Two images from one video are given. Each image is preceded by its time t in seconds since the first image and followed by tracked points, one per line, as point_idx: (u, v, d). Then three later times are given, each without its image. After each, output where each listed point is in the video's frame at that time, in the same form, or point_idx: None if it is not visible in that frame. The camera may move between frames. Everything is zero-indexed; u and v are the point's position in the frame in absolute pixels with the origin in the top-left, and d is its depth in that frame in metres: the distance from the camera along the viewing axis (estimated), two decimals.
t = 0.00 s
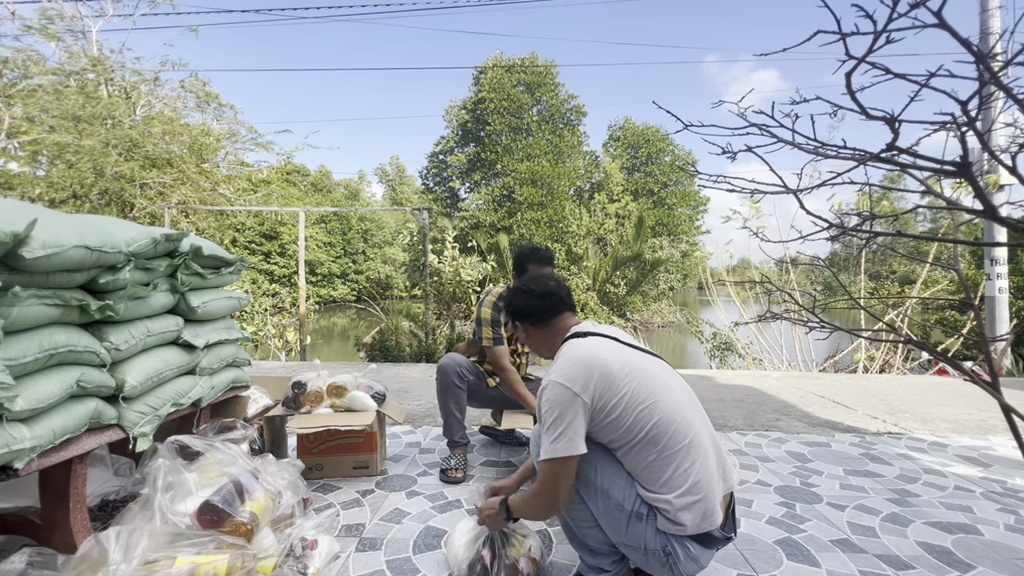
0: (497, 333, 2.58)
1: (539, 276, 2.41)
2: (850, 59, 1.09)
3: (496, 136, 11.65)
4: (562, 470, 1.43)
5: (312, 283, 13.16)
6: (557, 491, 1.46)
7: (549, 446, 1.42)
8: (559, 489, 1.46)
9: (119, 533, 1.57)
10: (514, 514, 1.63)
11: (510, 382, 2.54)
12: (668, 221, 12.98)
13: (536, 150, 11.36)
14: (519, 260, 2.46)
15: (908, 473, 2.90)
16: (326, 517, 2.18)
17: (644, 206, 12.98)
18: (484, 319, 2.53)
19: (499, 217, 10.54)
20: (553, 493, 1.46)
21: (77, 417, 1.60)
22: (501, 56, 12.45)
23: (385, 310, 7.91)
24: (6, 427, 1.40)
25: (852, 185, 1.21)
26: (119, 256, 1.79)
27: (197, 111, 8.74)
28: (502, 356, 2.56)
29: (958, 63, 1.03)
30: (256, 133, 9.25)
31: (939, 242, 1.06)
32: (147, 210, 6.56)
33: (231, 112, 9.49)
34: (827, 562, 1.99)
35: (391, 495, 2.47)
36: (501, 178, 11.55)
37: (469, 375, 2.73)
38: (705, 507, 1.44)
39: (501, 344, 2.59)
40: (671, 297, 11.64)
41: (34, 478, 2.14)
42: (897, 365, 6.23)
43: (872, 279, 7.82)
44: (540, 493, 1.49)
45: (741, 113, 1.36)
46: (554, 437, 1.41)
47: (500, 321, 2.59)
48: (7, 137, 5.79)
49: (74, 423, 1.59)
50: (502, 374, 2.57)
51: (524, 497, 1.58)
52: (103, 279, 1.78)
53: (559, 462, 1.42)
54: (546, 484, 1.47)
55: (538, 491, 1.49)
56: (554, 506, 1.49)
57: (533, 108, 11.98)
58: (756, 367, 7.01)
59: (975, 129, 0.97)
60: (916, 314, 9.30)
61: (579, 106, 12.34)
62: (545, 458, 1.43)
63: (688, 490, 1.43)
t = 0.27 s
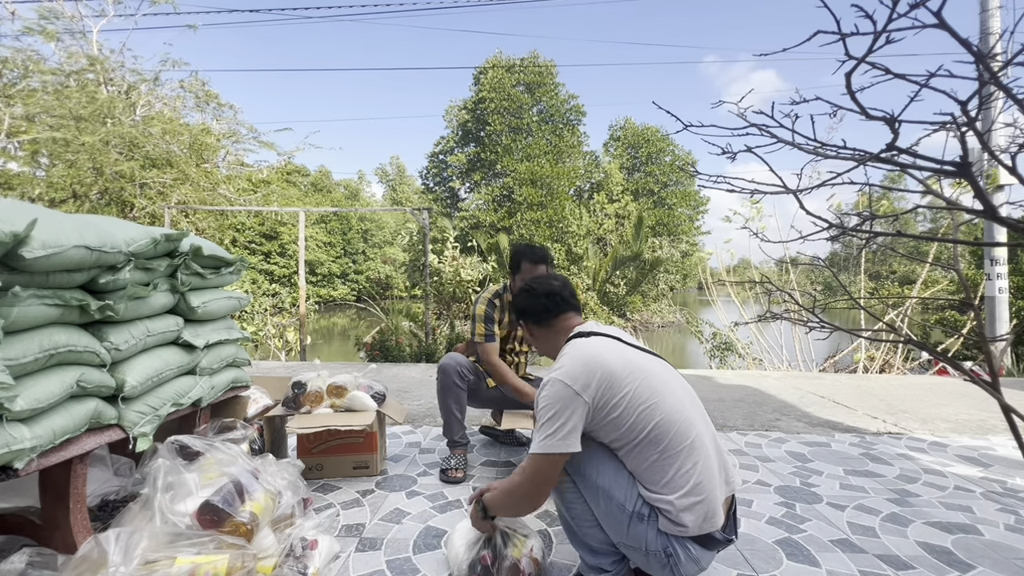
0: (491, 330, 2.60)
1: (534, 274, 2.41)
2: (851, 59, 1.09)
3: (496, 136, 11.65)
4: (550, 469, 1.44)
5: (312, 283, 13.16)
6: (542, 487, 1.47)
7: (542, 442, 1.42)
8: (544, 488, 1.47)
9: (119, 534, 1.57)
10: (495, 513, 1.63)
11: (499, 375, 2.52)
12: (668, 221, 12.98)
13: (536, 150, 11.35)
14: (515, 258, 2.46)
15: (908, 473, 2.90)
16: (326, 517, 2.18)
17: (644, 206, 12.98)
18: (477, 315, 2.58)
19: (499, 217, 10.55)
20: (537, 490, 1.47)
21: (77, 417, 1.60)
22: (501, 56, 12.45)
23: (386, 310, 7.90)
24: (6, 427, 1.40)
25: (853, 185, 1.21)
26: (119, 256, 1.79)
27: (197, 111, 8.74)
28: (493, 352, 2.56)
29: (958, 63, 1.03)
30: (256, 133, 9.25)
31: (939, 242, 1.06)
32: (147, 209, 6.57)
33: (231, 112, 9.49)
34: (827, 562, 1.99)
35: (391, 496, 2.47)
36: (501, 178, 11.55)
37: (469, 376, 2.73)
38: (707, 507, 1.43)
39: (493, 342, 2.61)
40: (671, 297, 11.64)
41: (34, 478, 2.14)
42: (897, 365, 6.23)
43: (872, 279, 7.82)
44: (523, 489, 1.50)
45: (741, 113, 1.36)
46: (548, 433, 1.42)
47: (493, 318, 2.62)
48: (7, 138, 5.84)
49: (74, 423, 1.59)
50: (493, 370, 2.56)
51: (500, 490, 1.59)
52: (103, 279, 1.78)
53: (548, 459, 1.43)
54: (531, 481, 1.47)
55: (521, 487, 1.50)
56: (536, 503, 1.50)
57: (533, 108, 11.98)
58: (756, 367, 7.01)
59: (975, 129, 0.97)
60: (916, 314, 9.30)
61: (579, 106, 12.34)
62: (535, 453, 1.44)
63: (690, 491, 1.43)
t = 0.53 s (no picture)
0: (482, 321, 2.69)
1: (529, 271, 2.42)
2: (851, 59, 1.09)
3: (496, 136, 11.65)
4: (554, 467, 1.44)
5: (312, 282, 13.15)
6: (550, 487, 1.46)
7: (546, 442, 1.43)
8: (551, 488, 1.46)
9: (119, 534, 1.57)
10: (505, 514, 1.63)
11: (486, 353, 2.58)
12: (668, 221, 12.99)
13: (536, 150, 11.34)
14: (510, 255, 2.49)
15: (908, 473, 2.90)
16: (326, 517, 2.18)
17: (644, 206, 12.98)
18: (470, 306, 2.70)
19: (499, 218, 10.54)
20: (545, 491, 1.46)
21: (77, 417, 1.60)
22: (501, 55, 12.45)
23: (386, 310, 7.89)
24: (6, 427, 1.40)
25: (853, 185, 1.21)
26: (119, 256, 1.79)
27: (197, 111, 8.73)
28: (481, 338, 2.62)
29: (958, 63, 1.03)
30: (256, 133, 9.25)
31: (939, 242, 1.06)
32: (147, 209, 6.56)
33: (231, 112, 9.48)
34: (827, 562, 1.99)
35: (391, 496, 2.47)
36: (501, 178, 11.55)
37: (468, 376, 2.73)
38: (707, 507, 1.43)
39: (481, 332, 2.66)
40: (672, 297, 11.64)
41: (34, 478, 2.14)
42: (897, 365, 6.23)
43: (872, 279, 7.82)
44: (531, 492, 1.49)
45: (741, 113, 1.36)
46: (552, 433, 1.42)
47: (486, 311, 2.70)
48: (6, 137, 5.65)
49: (74, 423, 1.59)
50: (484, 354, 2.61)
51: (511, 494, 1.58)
52: (102, 279, 1.78)
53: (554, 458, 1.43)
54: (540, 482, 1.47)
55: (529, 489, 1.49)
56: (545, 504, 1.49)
57: (533, 108, 11.97)
58: (756, 367, 7.00)
59: (975, 129, 0.97)
60: (915, 314, 9.29)
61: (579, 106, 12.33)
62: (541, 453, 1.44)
63: (690, 490, 1.43)
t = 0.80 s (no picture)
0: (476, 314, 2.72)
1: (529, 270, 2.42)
2: (851, 59, 1.09)
3: (496, 136, 11.65)
4: (568, 470, 1.43)
5: (312, 282, 13.15)
6: (564, 488, 1.45)
7: (555, 445, 1.42)
8: (567, 489, 1.45)
9: (119, 534, 1.57)
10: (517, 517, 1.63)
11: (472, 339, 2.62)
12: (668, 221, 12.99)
13: (537, 150, 11.33)
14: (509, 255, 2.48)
15: (908, 473, 2.90)
16: (326, 517, 2.18)
17: (644, 206, 12.98)
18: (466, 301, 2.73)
19: (499, 218, 10.54)
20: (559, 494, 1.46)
21: (77, 417, 1.60)
22: (501, 55, 12.45)
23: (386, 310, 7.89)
24: (5, 427, 1.40)
25: (853, 185, 1.21)
26: (120, 256, 1.79)
27: (197, 111, 8.73)
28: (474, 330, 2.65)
29: (958, 63, 1.03)
30: (256, 134, 9.25)
31: (939, 242, 1.06)
32: (147, 209, 6.55)
33: (231, 111, 9.48)
34: (827, 562, 1.99)
35: (391, 496, 2.47)
36: (501, 178, 11.55)
37: (470, 377, 2.73)
38: (708, 506, 1.43)
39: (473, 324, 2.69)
40: (672, 297, 11.64)
41: (34, 478, 2.14)
42: (897, 365, 6.23)
43: (873, 279, 7.82)
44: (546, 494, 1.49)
45: (741, 113, 1.35)
46: (558, 436, 1.42)
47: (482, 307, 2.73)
48: (6, 137, 5.66)
49: (74, 423, 1.59)
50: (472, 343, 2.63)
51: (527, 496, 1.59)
52: (103, 279, 1.78)
53: (565, 461, 1.42)
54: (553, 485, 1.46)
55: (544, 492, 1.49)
56: (559, 506, 1.48)
57: (533, 108, 11.97)
58: (756, 367, 7.00)
59: (975, 129, 0.97)
60: (915, 314, 9.29)
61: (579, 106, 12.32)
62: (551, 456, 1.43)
63: (691, 490, 1.43)
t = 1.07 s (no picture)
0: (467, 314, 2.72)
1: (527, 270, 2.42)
2: (850, 59, 1.09)
3: (496, 136, 11.65)
4: (573, 472, 1.42)
5: (312, 283, 13.15)
6: (569, 492, 1.44)
7: (558, 448, 1.41)
8: (571, 492, 1.44)
9: (119, 534, 1.57)
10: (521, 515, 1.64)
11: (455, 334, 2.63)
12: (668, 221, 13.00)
13: (537, 150, 11.34)
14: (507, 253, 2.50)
15: (908, 473, 2.90)
16: (326, 517, 2.18)
17: (644, 206, 12.99)
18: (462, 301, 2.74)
19: (499, 218, 10.54)
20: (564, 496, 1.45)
21: (77, 417, 1.60)
22: (501, 55, 12.45)
23: (386, 310, 7.88)
24: (5, 427, 1.40)
25: (852, 185, 1.21)
26: (120, 256, 1.79)
27: (197, 111, 8.73)
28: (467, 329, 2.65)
29: (957, 63, 1.03)
30: (256, 134, 9.25)
31: (938, 242, 1.07)
32: (147, 210, 6.52)
33: (231, 112, 9.48)
34: (827, 562, 1.99)
35: (391, 496, 2.47)
36: (501, 178, 11.55)
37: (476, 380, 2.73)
38: (708, 506, 1.43)
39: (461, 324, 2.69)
40: (672, 297, 11.65)
41: (33, 477, 2.14)
42: (897, 365, 6.23)
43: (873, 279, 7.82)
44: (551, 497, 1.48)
45: (741, 113, 1.35)
46: (559, 438, 1.41)
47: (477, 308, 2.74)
48: (6, 137, 5.80)
49: (75, 423, 1.59)
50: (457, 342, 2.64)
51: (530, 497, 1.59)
52: (103, 279, 1.79)
53: (568, 463, 1.41)
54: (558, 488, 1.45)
55: (549, 496, 1.48)
56: (566, 510, 1.46)
57: (533, 108, 11.97)
58: (756, 367, 7.00)
59: (975, 130, 0.97)
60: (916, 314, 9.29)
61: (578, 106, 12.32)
62: (553, 459, 1.42)
63: (691, 490, 1.43)
